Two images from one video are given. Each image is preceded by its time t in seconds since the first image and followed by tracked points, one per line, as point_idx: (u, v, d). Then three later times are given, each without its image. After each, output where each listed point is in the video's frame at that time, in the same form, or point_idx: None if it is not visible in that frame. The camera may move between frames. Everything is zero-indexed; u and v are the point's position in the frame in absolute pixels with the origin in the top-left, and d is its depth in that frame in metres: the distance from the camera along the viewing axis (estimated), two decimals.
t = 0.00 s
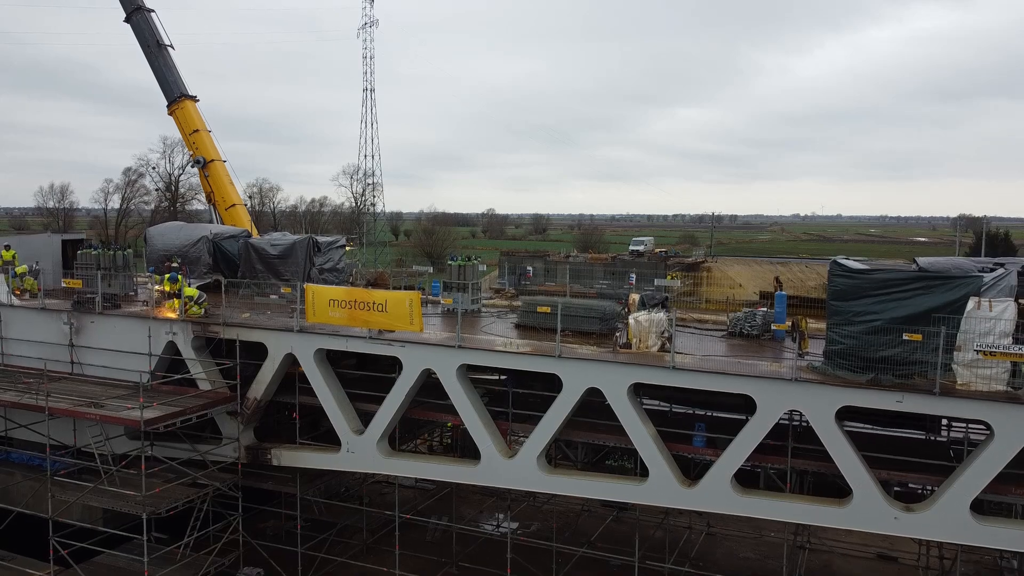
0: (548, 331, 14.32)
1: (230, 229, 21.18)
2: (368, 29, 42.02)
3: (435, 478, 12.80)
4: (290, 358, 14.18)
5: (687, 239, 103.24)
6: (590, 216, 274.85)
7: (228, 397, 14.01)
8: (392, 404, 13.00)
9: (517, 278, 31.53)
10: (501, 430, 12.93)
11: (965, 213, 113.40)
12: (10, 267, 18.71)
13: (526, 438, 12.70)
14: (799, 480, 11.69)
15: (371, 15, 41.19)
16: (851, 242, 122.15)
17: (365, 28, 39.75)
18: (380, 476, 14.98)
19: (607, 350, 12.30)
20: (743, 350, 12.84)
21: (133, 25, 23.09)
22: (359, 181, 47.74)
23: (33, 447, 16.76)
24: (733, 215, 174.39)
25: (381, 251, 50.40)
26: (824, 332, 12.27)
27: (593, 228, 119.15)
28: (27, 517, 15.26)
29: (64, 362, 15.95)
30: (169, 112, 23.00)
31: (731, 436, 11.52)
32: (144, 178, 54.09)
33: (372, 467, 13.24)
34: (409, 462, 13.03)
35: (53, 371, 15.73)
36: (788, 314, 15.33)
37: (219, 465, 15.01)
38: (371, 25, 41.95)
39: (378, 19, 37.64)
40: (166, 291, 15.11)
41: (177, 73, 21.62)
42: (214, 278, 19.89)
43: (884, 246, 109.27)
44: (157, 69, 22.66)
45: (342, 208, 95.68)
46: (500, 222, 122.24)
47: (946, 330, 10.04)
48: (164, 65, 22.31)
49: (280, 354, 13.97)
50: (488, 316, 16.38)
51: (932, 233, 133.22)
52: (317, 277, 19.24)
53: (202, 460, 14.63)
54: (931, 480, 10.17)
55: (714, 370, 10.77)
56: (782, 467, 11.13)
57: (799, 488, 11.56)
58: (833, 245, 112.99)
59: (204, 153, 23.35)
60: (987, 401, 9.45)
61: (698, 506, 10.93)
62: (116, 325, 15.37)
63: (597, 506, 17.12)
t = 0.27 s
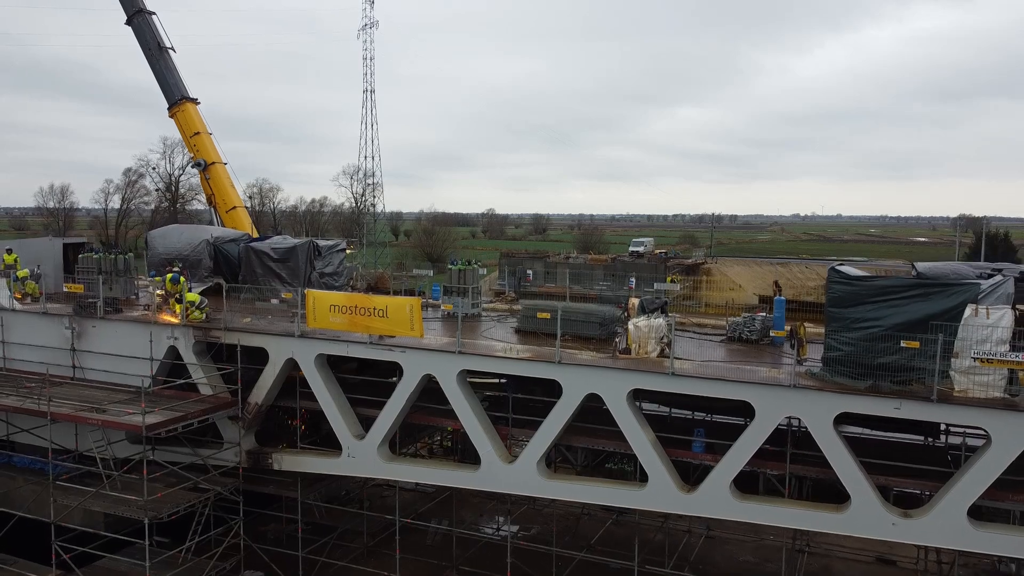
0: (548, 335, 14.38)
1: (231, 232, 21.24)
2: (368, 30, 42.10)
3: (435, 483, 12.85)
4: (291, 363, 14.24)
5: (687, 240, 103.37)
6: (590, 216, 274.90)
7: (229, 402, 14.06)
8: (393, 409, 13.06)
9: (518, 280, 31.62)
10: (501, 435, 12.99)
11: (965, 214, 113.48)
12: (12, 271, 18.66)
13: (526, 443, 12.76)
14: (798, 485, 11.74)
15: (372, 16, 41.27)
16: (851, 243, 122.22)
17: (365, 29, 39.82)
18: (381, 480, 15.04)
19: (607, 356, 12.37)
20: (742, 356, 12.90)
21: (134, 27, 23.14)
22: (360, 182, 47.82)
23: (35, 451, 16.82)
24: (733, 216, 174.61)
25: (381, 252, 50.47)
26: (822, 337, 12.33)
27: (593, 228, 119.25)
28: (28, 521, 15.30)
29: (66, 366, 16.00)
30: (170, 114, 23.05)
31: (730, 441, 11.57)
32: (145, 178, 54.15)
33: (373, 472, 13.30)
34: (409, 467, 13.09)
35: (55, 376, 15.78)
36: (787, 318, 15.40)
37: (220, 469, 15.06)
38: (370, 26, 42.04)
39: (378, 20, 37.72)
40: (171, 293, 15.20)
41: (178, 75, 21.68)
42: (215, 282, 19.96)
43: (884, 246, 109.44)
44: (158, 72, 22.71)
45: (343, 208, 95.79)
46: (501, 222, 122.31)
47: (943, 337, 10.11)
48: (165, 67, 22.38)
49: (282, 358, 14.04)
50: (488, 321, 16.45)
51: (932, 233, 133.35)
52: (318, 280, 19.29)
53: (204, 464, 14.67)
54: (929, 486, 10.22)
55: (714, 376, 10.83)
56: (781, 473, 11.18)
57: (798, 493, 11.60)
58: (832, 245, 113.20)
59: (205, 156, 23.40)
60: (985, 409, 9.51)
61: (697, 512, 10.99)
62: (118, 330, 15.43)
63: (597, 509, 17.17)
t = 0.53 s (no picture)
0: (548, 340, 14.51)
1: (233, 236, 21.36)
2: (368, 31, 42.24)
3: (436, 487, 12.98)
4: (293, 368, 14.37)
5: (687, 240, 103.46)
6: (590, 216, 274.99)
7: (232, 406, 14.20)
8: (394, 413, 13.19)
9: (518, 282, 31.79)
10: (501, 439, 13.13)
11: (965, 214, 113.59)
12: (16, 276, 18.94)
13: (526, 448, 12.89)
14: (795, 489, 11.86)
15: (372, 17, 41.40)
16: (850, 243, 122.39)
17: (365, 30, 39.93)
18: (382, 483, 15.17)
19: (606, 362, 12.50)
20: (740, 361, 13.04)
21: (137, 30, 23.29)
22: (360, 182, 47.92)
23: (39, 455, 16.97)
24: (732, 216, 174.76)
25: (381, 252, 50.60)
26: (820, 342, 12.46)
27: (593, 229, 119.37)
28: (33, 524, 15.44)
29: (70, 370, 16.13)
30: (171, 117, 23.19)
31: (727, 446, 11.70)
32: (146, 179, 54.23)
33: (375, 476, 13.43)
34: (410, 471, 13.22)
35: (59, 380, 15.91)
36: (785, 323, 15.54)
37: (223, 473, 15.19)
38: (370, 27, 42.17)
39: (378, 22, 37.87)
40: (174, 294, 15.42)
41: (181, 79, 21.83)
42: (218, 285, 20.17)
43: (883, 247, 109.57)
44: (160, 75, 22.85)
45: (343, 209, 95.88)
46: (501, 222, 122.43)
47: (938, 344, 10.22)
48: (167, 71, 22.52)
49: (284, 363, 14.17)
50: (488, 325, 16.58)
51: (931, 233, 133.53)
52: (319, 284, 19.43)
53: (207, 468, 14.81)
54: (924, 491, 10.34)
55: (712, 382, 10.96)
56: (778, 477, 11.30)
57: (795, 497, 11.73)
58: (832, 246, 113.32)
59: (207, 159, 23.54)
60: (978, 415, 9.64)
61: (695, 516, 11.11)
62: (121, 334, 15.55)
63: (597, 512, 17.30)
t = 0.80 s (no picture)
0: (547, 344, 14.71)
1: (235, 240, 21.55)
2: (368, 33, 42.42)
3: (437, 489, 13.18)
4: (296, 371, 14.57)
5: (687, 241, 103.60)
6: (590, 214, 275.22)
7: (236, 409, 14.40)
8: (396, 417, 13.40)
9: (518, 283, 31.98)
10: (501, 442, 13.33)
11: (964, 215, 113.64)
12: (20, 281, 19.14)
13: (525, 450, 13.09)
14: (791, 492, 12.06)
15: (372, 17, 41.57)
16: (849, 243, 122.69)
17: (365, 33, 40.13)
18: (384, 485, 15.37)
19: (605, 366, 12.70)
20: (736, 365, 13.25)
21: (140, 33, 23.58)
22: (360, 183, 48.09)
23: (44, 458, 17.15)
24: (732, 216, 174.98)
25: (381, 253, 50.77)
26: (814, 347, 12.67)
27: (593, 229, 119.55)
28: (39, 525, 15.63)
29: (75, 374, 16.32)
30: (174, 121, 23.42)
31: (724, 449, 11.90)
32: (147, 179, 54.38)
33: (377, 478, 13.62)
34: (412, 474, 13.42)
35: (65, 383, 16.10)
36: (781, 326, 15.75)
37: (227, 475, 15.39)
38: (371, 29, 42.43)
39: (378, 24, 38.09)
40: (177, 295, 15.71)
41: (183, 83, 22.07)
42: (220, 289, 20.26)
43: (883, 247, 109.74)
44: (163, 79, 23.08)
45: (343, 209, 96.06)
46: (501, 222, 122.62)
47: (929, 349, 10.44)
48: (169, 74, 22.74)
49: (287, 367, 14.37)
50: (489, 329, 16.79)
51: (931, 234, 133.70)
52: (321, 288, 19.62)
53: (211, 470, 15.02)
54: (917, 494, 10.54)
55: (709, 387, 11.17)
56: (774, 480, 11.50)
57: (791, 499, 11.93)
58: (832, 246, 113.49)
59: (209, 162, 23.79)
60: (969, 420, 9.85)
61: (693, 519, 11.31)
62: (126, 338, 15.74)
63: (596, 513, 17.49)
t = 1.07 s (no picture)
0: (547, 347, 15.02)
1: (239, 243, 21.84)
2: (368, 34, 42.76)
3: (438, 490, 13.48)
4: (300, 374, 14.87)
5: (686, 241, 103.88)
6: (590, 214, 275.58)
7: (241, 412, 14.70)
8: (398, 419, 13.70)
9: (518, 284, 32.27)
10: (501, 444, 13.64)
11: (963, 215, 113.91)
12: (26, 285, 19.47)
13: (524, 452, 13.40)
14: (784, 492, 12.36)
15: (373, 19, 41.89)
16: (848, 243, 122.99)
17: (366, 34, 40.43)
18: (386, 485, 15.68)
19: (602, 370, 13.00)
20: (731, 368, 13.56)
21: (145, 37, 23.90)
22: (361, 183, 48.39)
23: (51, 459, 17.46)
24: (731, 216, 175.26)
25: (381, 253, 51.06)
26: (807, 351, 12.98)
27: (592, 229, 119.85)
28: (47, 525, 15.94)
29: (83, 376, 16.62)
30: (177, 124, 23.78)
31: (718, 451, 12.21)
32: (148, 180, 54.67)
33: (379, 479, 13.93)
34: (414, 475, 13.72)
35: (73, 385, 16.40)
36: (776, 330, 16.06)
37: (232, 475, 15.70)
38: (371, 31, 42.76)
39: (379, 27, 38.44)
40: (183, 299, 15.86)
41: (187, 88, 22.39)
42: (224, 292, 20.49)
43: (882, 248, 110.03)
44: (166, 83, 23.39)
45: (343, 209, 96.35)
46: (500, 222, 122.91)
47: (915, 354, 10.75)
48: (173, 78, 23.05)
49: (291, 370, 14.68)
50: (489, 332, 17.10)
51: (930, 234, 133.97)
52: (324, 291, 19.91)
53: (217, 471, 15.32)
54: (905, 495, 10.84)
55: (704, 390, 11.48)
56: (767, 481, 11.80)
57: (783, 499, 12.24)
58: (831, 246, 113.77)
59: (212, 165, 24.13)
60: (955, 423, 10.15)
61: (687, 519, 11.61)
62: (133, 341, 16.04)
63: (594, 514, 17.80)
